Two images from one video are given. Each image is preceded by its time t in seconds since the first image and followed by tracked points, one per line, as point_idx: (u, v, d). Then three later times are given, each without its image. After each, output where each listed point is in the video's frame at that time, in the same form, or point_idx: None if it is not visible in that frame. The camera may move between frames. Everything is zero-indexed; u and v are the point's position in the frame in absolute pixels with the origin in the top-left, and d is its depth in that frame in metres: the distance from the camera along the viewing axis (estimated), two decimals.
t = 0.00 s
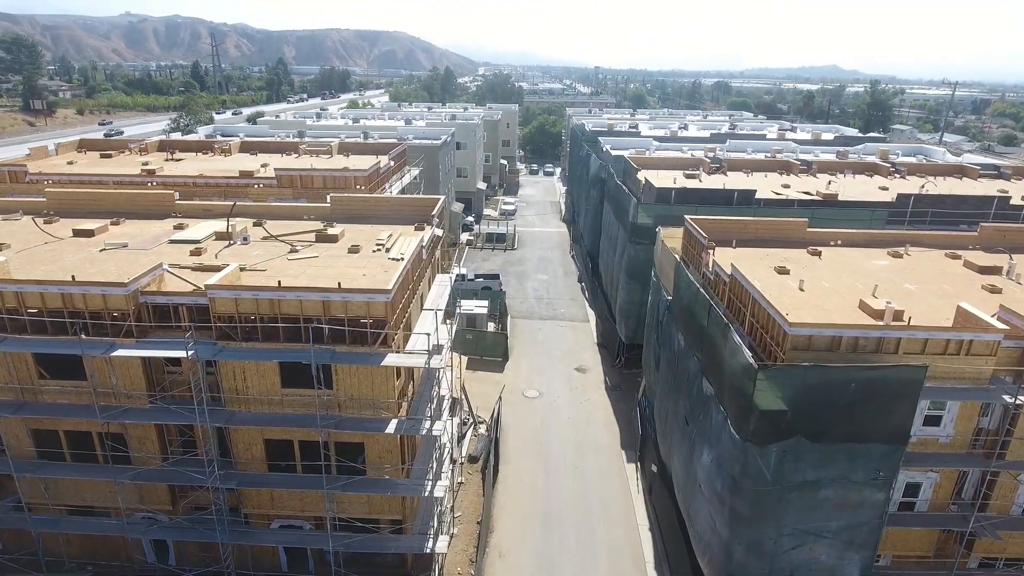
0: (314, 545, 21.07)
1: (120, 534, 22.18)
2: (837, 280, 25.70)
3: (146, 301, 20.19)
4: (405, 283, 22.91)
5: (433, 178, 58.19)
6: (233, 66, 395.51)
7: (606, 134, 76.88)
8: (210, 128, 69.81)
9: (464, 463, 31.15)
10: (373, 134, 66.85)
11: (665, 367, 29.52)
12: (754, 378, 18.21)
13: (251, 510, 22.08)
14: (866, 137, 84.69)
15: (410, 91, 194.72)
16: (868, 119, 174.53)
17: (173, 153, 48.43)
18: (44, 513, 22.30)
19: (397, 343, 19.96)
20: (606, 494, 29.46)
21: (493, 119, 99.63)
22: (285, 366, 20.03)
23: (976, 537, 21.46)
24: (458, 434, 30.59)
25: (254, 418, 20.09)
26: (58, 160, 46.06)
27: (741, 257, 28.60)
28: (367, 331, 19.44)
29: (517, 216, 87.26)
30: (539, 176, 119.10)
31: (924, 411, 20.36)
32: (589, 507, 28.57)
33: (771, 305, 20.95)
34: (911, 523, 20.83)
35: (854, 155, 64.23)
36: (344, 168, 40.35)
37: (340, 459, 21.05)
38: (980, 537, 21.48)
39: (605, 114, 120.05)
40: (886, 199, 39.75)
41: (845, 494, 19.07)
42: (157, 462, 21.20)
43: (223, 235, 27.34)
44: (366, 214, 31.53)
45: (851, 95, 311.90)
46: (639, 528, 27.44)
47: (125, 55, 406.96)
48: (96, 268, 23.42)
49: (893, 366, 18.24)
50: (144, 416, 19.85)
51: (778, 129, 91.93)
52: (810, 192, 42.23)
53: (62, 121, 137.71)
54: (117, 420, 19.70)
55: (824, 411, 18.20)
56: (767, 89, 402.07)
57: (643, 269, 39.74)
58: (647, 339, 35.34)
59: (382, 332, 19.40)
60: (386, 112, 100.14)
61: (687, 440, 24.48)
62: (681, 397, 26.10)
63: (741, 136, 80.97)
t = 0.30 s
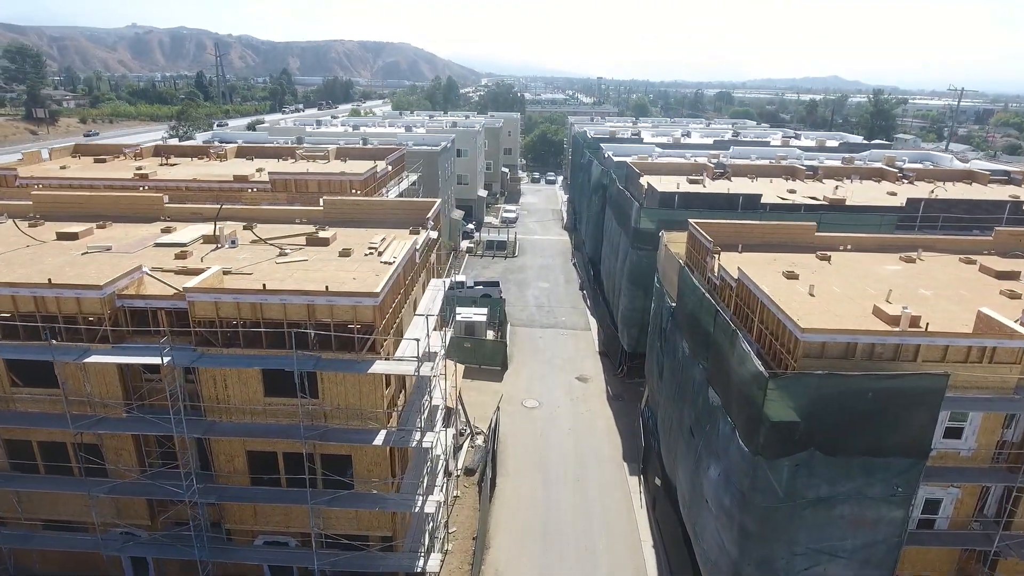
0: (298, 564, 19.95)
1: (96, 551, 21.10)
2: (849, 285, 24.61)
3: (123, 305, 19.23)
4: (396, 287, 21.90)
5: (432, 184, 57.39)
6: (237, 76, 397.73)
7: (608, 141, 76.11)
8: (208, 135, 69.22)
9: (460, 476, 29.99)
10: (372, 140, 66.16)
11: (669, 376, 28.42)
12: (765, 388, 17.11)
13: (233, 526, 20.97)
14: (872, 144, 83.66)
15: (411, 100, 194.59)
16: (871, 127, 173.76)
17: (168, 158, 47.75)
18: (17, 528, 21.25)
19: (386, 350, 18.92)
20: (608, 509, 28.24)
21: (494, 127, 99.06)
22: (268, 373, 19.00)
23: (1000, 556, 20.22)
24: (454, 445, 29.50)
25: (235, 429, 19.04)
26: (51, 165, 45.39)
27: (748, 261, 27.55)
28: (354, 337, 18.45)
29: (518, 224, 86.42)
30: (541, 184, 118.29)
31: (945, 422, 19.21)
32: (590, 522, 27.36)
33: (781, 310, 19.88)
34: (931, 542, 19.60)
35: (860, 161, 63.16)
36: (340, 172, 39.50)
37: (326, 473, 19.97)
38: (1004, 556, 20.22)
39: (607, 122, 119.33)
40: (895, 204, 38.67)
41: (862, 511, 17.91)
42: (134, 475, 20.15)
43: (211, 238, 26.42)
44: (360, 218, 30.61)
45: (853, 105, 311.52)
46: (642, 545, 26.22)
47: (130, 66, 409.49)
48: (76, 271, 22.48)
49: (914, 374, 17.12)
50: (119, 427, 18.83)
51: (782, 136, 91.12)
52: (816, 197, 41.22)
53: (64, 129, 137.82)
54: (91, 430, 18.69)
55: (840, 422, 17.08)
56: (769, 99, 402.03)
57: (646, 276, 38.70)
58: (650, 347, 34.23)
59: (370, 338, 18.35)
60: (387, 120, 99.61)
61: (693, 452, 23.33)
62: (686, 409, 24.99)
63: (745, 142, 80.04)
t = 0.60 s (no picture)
0: None
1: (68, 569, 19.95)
2: (861, 290, 23.52)
3: (96, 308, 18.21)
4: (385, 291, 20.86)
5: (430, 190, 56.50)
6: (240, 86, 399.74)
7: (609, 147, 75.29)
8: (205, 141, 68.59)
9: (455, 489, 28.79)
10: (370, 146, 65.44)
11: (672, 385, 27.32)
12: (776, 397, 16.00)
13: (213, 543, 19.82)
14: (877, 151, 82.66)
15: (412, 109, 194.73)
16: (874, 135, 172.94)
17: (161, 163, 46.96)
18: None
19: (372, 357, 17.86)
20: (609, 524, 27.02)
21: (495, 134, 98.42)
22: (248, 381, 17.93)
23: None
24: (448, 457, 28.36)
25: (213, 440, 17.95)
26: (42, 169, 44.63)
27: (754, 265, 26.50)
28: (338, 342, 17.40)
29: (519, 231, 85.49)
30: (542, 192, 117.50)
31: (968, 434, 18.04)
32: (591, 538, 26.13)
33: (792, 314, 18.78)
34: (953, 562, 18.37)
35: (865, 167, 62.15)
36: (334, 175, 38.62)
37: (310, 487, 18.84)
38: None
39: (608, 130, 118.64)
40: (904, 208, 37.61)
41: (881, 530, 16.71)
42: (106, 489, 19.02)
43: (196, 241, 25.45)
44: (352, 221, 29.65)
45: (855, 115, 311.43)
46: (645, 562, 24.95)
47: (134, 76, 411.45)
48: (51, 274, 21.49)
49: (937, 382, 15.98)
50: (90, 438, 17.76)
51: (784, 143, 90.23)
52: (823, 201, 40.21)
53: (65, 137, 137.64)
54: (59, 441, 17.61)
55: (857, 434, 15.94)
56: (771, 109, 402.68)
57: (648, 282, 37.64)
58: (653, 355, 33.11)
59: (355, 343, 17.31)
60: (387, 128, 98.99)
61: (699, 466, 22.16)
62: (691, 420, 23.86)
63: (748, 149, 79.13)
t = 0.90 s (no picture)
0: None
1: None
2: (875, 295, 22.36)
3: (65, 311, 17.20)
4: (373, 295, 19.80)
5: (430, 196, 55.61)
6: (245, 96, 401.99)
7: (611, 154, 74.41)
8: (204, 148, 67.99)
9: (450, 504, 27.57)
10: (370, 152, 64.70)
11: (677, 395, 26.13)
12: (790, 409, 14.82)
13: (189, 562, 18.64)
14: (884, 158, 81.53)
15: (416, 118, 194.85)
16: (879, 144, 171.78)
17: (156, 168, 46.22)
18: None
19: (357, 363, 16.78)
20: (611, 542, 25.72)
21: (497, 142, 97.76)
22: (225, 390, 16.87)
23: None
24: (442, 470, 27.17)
25: (186, 452, 16.84)
26: (35, 174, 43.94)
27: (762, 269, 25.38)
28: (321, 348, 16.35)
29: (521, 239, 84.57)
30: (544, 201, 116.64)
31: (996, 448, 16.77)
32: (591, 556, 24.84)
33: (804, 319, 17.64)
34: None
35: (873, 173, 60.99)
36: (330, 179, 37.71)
37: (290, 503, 17.68)
38: None
39: (611, 138, 117.87)
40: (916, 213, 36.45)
41: (905, 553, 15.42)
42: (76, 504, 17.91)
43: (181, 243, 24.49)
44: (345, 224, 28.68)
45: (859, 125, 310.97)
46: None
47: (140, 87, 414.52)
48: (26, 276, 20.53)
49: (964, 392, 14.77)
50: (55, 449, 16.67)
51: (790, 151, 89.24)
52: (831, 207, 39.09)
53: (68, 145, 137.70)
54: (23, 452, 16.53)
55: (877, 449, 14.73)
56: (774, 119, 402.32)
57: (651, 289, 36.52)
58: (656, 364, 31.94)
59: (338, 349, 16.25)
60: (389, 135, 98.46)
61: (706, 481, 20.92)
62: (697, 432, 22.63)
63: (753, 156, 78.12)
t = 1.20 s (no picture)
0: None
1: None
2: (894, 302, 21.04)
3: (29, 315, 16.15)
4: (358, 299, 18.66)
5: (431, 202, 54.60)
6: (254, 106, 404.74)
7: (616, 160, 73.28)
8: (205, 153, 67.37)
9: (444, 520, 26.27)
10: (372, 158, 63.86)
11: (683, 408, 24.82)
12: (808, 425, 13.53)
13: None
14: (895, 164, 80.02)
15: (422, 127, 194.83)
16: (889, 152, 169.72)
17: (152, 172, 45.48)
18: None
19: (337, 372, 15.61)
20: (613, 562, 24.34)
21: (502, 149, 96.91)
22: (197, 400, 15.75)
23: None
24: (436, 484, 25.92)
25: (155, 467, 15.70)
26: (29, 178, 43.27)
27: (772, 274, 24.10)
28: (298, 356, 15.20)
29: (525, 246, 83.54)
30: (550, 208, 115.56)
31: None
32: None
33: (820, 326, 16.34)
34: None
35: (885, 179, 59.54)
36: (325, 182, 36.72)
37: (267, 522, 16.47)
38: None
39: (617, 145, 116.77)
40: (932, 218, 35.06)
41: None
42: (40, 521, 16.79)
43: (164, 246, 23.46)
44: (338, 227, 27.60)
45: (867, 134, 309.02)
46: None
47: (149, 96, 418.23)
48: None
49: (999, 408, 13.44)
50: (15, 463, 15.57)
51: (799, 158, 87.86)
52: (843, 212, 37.77)
53: (75, 152, 138.08)
54: None
55: (905, 469, 13.40)
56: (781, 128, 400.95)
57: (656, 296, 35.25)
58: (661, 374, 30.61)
59: (317, 357, 15.10)
60: (393, 143, 97.81)
61: (714, 499, 19.58)
62: (705, 447, 21.31)
63: (761, 162, 76.79)
